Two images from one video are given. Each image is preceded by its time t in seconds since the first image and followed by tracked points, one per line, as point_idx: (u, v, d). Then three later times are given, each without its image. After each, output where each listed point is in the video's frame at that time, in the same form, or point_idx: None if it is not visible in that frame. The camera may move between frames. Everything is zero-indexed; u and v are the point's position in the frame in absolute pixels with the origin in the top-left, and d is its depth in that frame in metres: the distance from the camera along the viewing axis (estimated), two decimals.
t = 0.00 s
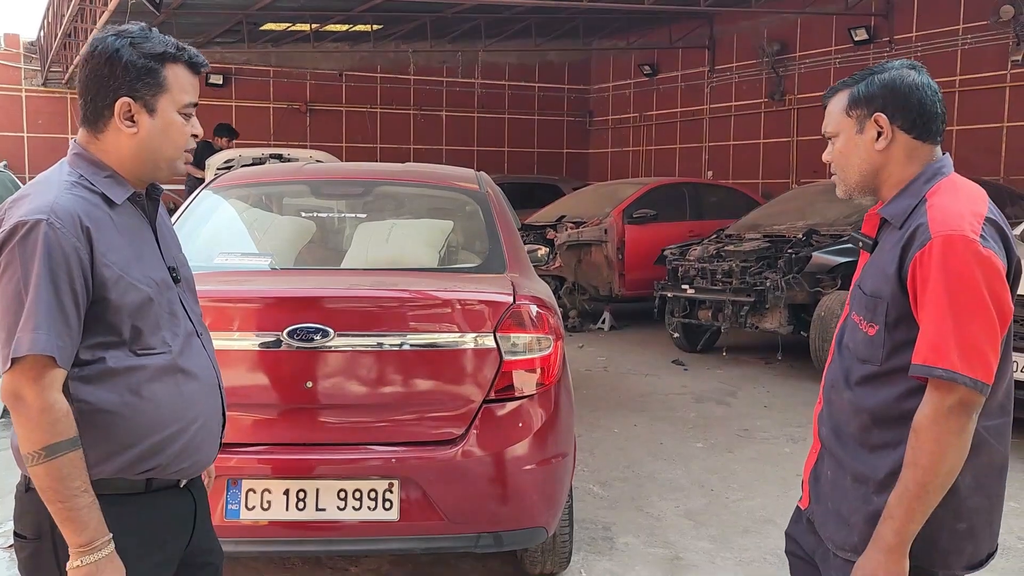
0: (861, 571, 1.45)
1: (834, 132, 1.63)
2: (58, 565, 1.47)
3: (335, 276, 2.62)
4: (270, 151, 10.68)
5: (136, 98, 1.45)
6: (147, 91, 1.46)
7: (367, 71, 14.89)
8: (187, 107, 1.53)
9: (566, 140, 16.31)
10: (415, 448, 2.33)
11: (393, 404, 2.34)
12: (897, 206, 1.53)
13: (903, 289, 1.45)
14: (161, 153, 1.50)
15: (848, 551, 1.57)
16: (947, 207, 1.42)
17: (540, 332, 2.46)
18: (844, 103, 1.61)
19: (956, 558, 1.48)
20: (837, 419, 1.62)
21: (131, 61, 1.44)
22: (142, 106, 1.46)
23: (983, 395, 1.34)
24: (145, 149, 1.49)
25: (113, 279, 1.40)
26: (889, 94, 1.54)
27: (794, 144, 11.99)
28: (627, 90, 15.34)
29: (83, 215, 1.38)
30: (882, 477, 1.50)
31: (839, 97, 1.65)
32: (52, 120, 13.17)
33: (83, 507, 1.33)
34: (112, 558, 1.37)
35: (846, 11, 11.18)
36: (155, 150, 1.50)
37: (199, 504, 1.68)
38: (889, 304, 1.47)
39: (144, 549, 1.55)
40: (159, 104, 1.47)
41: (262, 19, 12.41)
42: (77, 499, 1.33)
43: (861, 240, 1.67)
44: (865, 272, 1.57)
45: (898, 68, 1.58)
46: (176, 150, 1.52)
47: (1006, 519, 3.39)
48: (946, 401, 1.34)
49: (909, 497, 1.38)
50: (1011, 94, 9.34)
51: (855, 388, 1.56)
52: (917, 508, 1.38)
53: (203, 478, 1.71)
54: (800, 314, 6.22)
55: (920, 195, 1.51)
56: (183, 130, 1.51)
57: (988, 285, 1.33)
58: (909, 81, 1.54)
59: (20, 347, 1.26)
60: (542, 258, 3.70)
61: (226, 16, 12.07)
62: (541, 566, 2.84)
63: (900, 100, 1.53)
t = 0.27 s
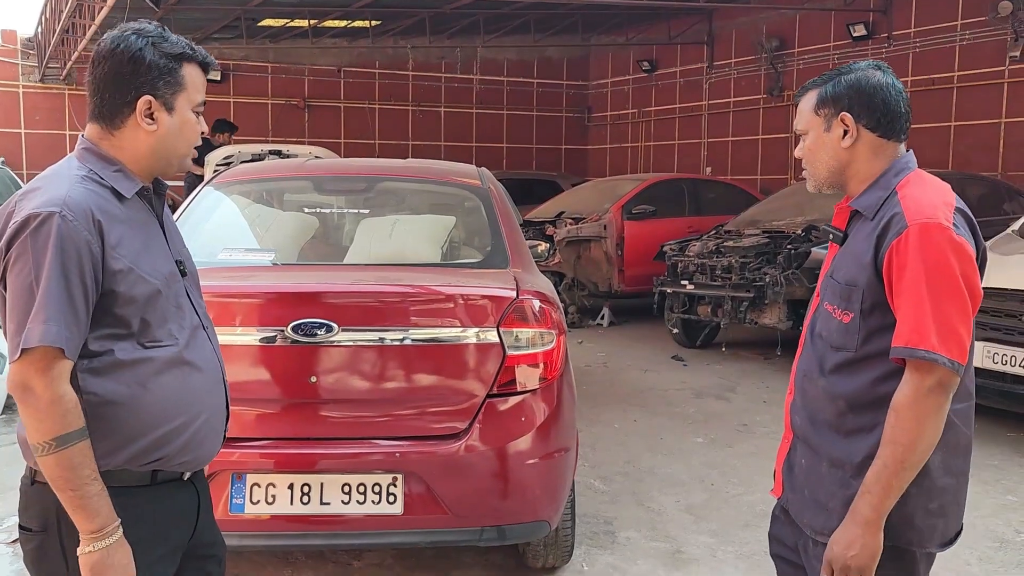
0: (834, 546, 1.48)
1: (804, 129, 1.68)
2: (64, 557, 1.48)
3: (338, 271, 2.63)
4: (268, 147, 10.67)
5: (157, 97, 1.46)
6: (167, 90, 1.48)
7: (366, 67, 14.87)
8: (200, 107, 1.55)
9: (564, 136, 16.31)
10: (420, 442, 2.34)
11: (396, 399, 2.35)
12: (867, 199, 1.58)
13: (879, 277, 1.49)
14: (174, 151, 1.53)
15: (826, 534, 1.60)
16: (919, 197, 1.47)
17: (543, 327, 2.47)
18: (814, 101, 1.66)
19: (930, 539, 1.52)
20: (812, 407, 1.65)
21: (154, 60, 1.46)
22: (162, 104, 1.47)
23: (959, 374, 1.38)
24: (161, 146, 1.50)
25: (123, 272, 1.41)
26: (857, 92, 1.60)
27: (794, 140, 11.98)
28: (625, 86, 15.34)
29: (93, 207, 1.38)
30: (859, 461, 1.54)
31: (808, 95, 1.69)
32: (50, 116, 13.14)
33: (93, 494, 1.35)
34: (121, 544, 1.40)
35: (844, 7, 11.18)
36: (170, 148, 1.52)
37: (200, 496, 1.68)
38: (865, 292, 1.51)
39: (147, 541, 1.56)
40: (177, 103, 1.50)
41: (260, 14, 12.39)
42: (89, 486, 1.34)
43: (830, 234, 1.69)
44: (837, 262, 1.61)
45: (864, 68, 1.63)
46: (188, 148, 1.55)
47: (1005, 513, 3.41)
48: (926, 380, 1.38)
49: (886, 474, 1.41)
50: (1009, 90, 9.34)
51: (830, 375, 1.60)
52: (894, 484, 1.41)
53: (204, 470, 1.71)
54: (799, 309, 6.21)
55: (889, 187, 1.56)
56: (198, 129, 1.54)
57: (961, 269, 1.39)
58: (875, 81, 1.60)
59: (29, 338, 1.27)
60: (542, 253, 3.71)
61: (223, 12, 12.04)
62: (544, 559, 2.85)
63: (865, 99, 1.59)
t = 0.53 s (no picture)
0: (814, 526, 1.55)
1: (774, 126, 1.74)
2: (70, 552, 1.49)
3: (341, 267, 2.63)
4: (269, 144, 10.65)
5: (154, 92, 1.47)
6: (165, 86, 1.48)
7: (366, 63, 14.85)
8: (198, 103, 1.56)
9: (565, 132, 16.29)
10: (424, 438, 2.35)
11: (400, 394, 2.35)
12: (836, 192, 1.64)
13: (850, 267, 1.55)
14: (173, 146, 1.53)
15: (790, 513, 1.67)
16: (888, 189, 1.54)
17: (545, 323, 2.48)
18: (784, 100, 1.72)
19: (887, 517, 1.60)
20: (777, 392, 1.70)
21: (151, 56, 1.47)
22: (160, 100, 1.48)
23: (928, 358, 1.46)
24: (158, 142, 1.51)
25: (128, 267, 1.42)
26: (826, 91, 1.67)
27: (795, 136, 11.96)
28: (625, 82, 15.33)
29: (95, 203, 1.38)
30: (824, 442, 1.61)
31: (778, 95, 1.76)
32: (50, 112, 13.12)
33: (130, 480, 1.37)
34: (166, 524, 1.41)
35: (845, 2, 11.16)
36: (167, 144, 1.52)
37: (204, 489, 1.69)
38: (835, 280, 1.57)
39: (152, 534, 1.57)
40: (175, 98, 1.50)
41: (260, 11, 12.38)
42: (125, 473, 1.36)
43: (800, 226, 1.74)
44: (806, 253, 1.66)
45: (831, 69, 1.70)
46: (186, 144, 1.55)
47: (1006, 509, 3.41)
48: (899, 364, 1.45)
49: (862, 455, 1.48)
50: (1010, 86, 9.34)
51: (796, 360, 1.65)
52: (870, 464, 1.48)
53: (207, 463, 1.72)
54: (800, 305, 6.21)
55: (858, 181, 1.62)
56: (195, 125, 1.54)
57: (929, 257, 1.46)
58: (842, 81, 1.67)
59: (45, 336, 1.28)
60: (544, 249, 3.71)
61: (223, 8, 12.01)
62: (546, 555, 2.86)
63: (833, 98, 1.66)
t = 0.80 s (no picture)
0: (787, 509, 1.59)
1: (752, 127, 1.76)
2: (72, 548, 1.49)
3: (343, 264, 2.64)
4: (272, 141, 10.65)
5: (131, 81, 1.46)
6: (142, 74, 1.46)
7: (368, 61, 14.85)
8: (184, 91, 1.53)
9: (567, 129, 16.26)
10: (427, 434, 2.35)
11: (402, 391, 2.35)
12: (814, 191, 1.68)
13: (827, 263, 1.59)
14: (159, 137, 1.51)
15: (757, 495, 1.72)
16: (864, 189, 1.58)
17: (548, 320, 2.48)
18: (762, 101, 1.75)
19: (843, 497, 1.66)
20: (753, 381, 1.74)
21: (125, 45, 1.45)
22: (138, 89, 1.46)
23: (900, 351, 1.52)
24: (143, 133, 1.49)
25: (125, 264, 1.42)
26: (803, 94, 1.70)
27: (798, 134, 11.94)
28: (628, 79, 15.31)
29: (92, 200, 1.39)
30: (797, 427, 1.66)
31: (755, 96, 1.78)
32: (53, 110, 13.13)
33: (127, 478, 1.37)
34: (162, 523, 1.42)
35: None
36: (152, 134, 1.50)
37: (206, 485, 1.70)
38: (813, 276, 1.61)
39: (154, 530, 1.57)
40: (156, 87, 1.48)
41: (263, 8, 12.39)
42: (122, 471, 1.36)
43: (777, 223, 1.77)
44: (783, 249, 1.70)
45: (807, 72, 1.74)
46: (174, 133, 1.53)
47: (1009, 506, 3.41)
48: (873, 358, 1.50)
49: (835, 442, 1.53)
50: (1013, 82, 9.30)
51: (773, 352, 1.69)
52: (842, 451, 1.53)
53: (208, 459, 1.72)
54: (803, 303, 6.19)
55: (834, 181, 1.66)
56: (179, 113, 1.51)
57: (903, 255, 1.52)
58: (818, 84, 1.71)
59: (43, 333, 1.28)
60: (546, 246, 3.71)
61: (225, 5, 12.01)
62: (548, 551, 2.86)
63: (810, 101, 1.70)
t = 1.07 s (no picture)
0: (783, 496, 1.60)
1: (738, 123, 1.77)
2: (74, 542, 1.49)
3: (347, 261, 2.64)
4: (277, 139, 10.68)
5: (128, 74, 1.45)
6: (139, 67, 1.46)
7: (373, 59, 14.86)
8: (182, 83, 1.52)
9: (572, 127, 16.25)
10: (430, 432, 2.35)
11: (405, 389, 2.35)
12: (797, 183, 1.69)
13: (813, 253, 1.60)
14: (158, 129, 1.51)
15: (745, 480, 1.71)
16: (847, 180, 1.60)
17: (551, 317, 2.47)
18: (748, 97, 1.76)
19: (831, 483, 1.66)
20: (743, 372, 1.74)
21: (121, 38, 1.45)
22: (135, 82, 1.46)
23: (887, 336, 1.53)
24: (141, 126, 1.49)
25: (123, 260, 1.42)
26: (789, 89, 1.71)
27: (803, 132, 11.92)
28: (633, 77, 15.29)
29: (90, 196, 1.39)
30: (789, 416, 1.66)
31: (741, 93, 1.79)
32: (59, 109, 13.18)
33: (113, 477, 1.36)
34: (144, 525, 1.41)
35: None
36: (151, 127, 1.50)
37: (208, 482, 1.70)
38: (799, 266, 1.62)
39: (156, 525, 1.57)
40: (152, 79, 1.48)
41: (267, 7, 12.40)
42: (108, 470, 1.35)
43: (763, 217, 1.77)
44: (770, 242, 1.70)
45: (792, 69, 1.75)
46: (173, 126, 1.52)
47: (1015, 505, 3.39)
48: (861, 345, 1.51)
49: (827, 429, 1.54)
50: (1020, 79, 9.25)
51: (762, 344, 1.69)
52: (834, 437, 1.54)
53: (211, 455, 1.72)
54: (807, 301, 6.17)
55: (817, 173, 1.67)
56: (178, 106, 1.51)
57: (886, 243, 1.54)
58: (802, 80, 1.72)
59: (37, 328, 1.28)
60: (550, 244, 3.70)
61: (230, 4, 12.03)
62: (551, 549, 2.86)
63: (795, 96, 1.71)
